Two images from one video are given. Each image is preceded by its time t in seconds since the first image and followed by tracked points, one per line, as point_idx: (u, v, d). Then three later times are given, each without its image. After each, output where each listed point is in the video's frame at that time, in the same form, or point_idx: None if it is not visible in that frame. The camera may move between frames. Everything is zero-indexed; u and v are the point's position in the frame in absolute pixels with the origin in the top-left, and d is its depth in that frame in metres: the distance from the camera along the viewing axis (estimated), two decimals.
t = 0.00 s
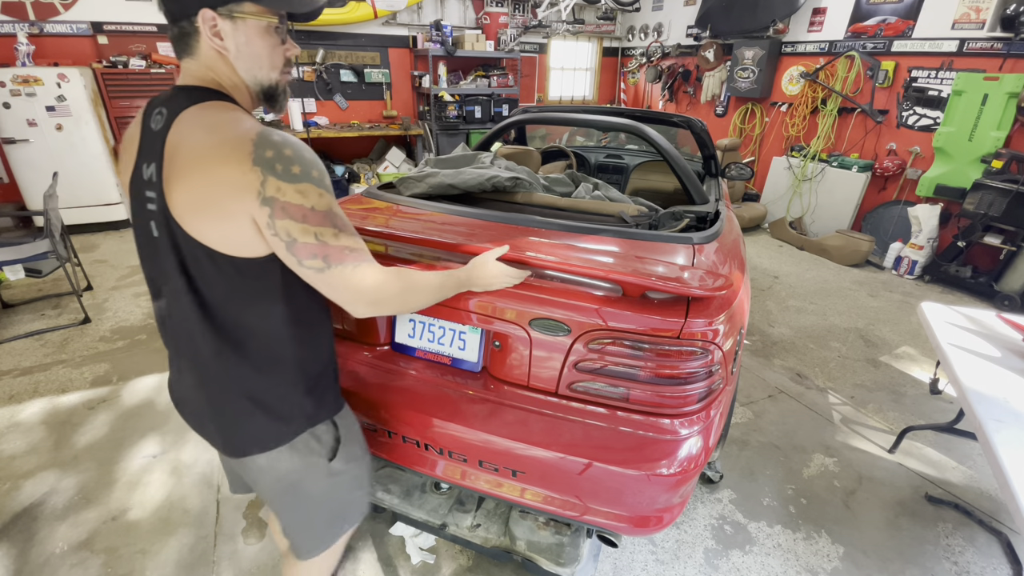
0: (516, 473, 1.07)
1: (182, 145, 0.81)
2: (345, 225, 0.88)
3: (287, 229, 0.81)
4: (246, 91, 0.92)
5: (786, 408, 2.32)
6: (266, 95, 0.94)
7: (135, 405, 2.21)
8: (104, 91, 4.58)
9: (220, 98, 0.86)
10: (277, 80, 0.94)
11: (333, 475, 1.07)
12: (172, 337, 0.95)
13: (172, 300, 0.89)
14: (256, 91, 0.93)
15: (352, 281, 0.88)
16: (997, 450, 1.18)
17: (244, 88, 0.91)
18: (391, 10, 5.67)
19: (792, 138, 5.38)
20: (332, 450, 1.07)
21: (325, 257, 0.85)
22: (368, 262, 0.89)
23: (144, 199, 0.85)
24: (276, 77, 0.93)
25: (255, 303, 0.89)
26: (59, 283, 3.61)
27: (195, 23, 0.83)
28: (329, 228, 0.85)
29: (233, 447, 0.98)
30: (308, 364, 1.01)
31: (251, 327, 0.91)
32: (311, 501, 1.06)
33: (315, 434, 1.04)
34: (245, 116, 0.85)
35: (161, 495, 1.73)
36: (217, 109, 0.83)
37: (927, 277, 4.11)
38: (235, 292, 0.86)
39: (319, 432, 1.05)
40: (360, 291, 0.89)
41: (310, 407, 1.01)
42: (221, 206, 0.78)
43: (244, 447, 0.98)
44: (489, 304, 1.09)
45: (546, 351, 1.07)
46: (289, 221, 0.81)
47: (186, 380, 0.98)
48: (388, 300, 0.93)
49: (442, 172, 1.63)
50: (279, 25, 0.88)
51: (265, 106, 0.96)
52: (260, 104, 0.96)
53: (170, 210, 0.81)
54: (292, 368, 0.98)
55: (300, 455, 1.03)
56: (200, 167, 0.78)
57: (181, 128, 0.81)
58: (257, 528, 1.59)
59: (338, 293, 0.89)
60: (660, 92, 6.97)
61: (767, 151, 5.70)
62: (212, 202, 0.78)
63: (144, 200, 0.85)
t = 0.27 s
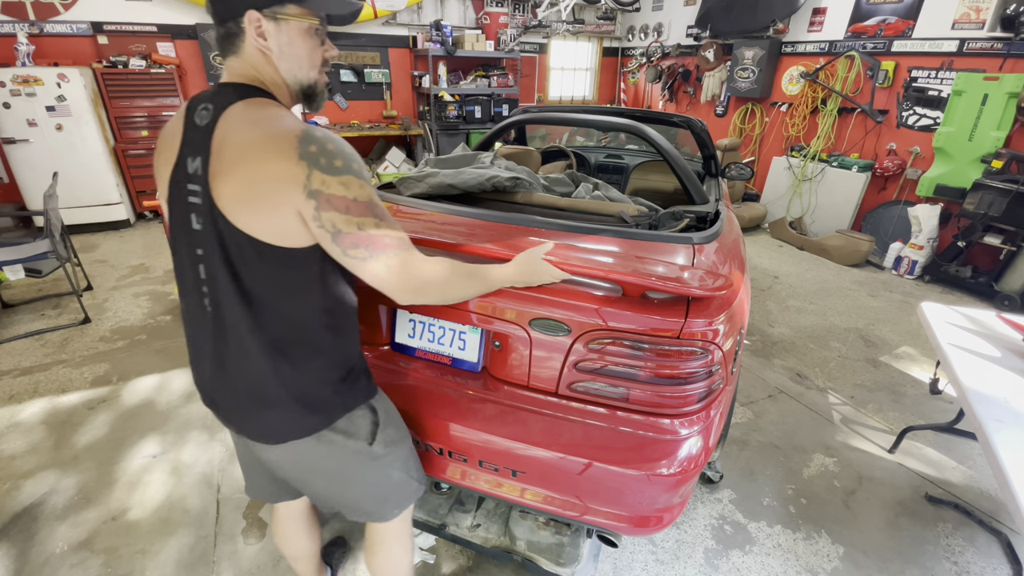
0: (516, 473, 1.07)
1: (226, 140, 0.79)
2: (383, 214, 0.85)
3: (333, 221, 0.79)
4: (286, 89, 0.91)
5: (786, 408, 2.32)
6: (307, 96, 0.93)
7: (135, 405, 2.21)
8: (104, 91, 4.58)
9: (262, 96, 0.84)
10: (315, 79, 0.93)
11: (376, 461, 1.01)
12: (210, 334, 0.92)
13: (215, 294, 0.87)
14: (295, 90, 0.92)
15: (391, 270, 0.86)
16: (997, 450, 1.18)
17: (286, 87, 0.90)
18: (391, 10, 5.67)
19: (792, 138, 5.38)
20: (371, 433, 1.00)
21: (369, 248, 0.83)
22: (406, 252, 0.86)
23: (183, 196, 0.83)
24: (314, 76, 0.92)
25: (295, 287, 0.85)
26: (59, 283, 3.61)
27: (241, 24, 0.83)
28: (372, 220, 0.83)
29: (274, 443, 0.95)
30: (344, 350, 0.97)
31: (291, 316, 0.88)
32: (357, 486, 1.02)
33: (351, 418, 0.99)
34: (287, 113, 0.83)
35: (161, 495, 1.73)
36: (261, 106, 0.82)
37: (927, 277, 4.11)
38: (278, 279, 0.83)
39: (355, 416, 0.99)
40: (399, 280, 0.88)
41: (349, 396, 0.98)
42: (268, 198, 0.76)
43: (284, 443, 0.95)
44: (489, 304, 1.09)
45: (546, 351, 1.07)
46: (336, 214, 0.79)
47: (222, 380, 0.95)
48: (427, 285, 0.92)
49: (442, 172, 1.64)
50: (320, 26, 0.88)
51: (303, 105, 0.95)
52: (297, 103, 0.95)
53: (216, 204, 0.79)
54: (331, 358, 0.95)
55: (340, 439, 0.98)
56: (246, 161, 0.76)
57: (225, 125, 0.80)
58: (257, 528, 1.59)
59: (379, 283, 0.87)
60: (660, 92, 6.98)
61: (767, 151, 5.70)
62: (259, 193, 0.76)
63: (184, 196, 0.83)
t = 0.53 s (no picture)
0: (516, 473, 1.07)
1: (297, 142, 0.77)
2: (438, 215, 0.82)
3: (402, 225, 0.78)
4: (341, 92, 0.88)
5: (786, 408, 2.32)
6: (360, 99, 0.90)
7: (135, 405, 2.21)
8: (104, 91, 4.58)
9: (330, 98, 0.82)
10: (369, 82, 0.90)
11: (429, 453, 1.02)
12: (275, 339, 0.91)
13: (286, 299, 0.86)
14: (350, 93, 0.89)
15: (452, 273, 0.84)
16: (997, 450, 1.18)
17: (340, 90, 0.87)
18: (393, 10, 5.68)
19: (792, 138, 5.38)
20: (428, 429, 1.01)
21: (433, 252, 0.81)
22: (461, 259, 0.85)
23: (250, 199, 0.82)
24: (366, 78, 0.90)
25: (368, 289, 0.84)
26: (58, 283, 3.61)
27: (300, 25, 0.80)
28: (436, 224, 0.81)
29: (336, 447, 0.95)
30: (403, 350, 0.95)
31: (360, 321, 0.86)
32: (411, 484, 1.01)
33: (413, 415, 0.98)
34: (354, 116, 0.82)
35: (161, 495, 1.73)
36: (331, 107, 0.80)
37: (927, 277, 4.11)
38: (351, 281, 0.82)
39: (417, 412, 0.99)
40: (453, 287, 0.85)
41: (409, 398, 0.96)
42: (342, 202, 0.75)
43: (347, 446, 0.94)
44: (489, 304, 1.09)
45: (546, 351, 1.07)
46: (405, 217, 0.78)
47: (284, 384, 0.94)
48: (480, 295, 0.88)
49: (442, 172, 1.64)
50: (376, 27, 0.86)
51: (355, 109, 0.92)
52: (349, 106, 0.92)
53: (289, 206, 0.78)
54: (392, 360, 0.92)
55: (402, 437, 0.97)
56: (321, 162, 0.75)
57: (295, 126, 0.78)
58: (258, 527, 1.59)
59: (436, 290, 0.85)
60: (660, 92, 6.98)
61: (767, 151, 5.70)
62: (333, 197, 0.75)
63: (252, 199, 0.82)
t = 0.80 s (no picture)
0: (516, 473, 1.07)
1: (323, 148, 0.78)
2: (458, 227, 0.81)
3: (421, 236, 0.78)
4: (368, 95, 0.89)
5: (786, 408, 2.32)
6: (386, 102, 0.92)
7: (135, 405, 2.21)
8: (104, 91, 4.58)
9: (359, 106, 0.82)
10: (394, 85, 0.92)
11: (448, 454, 1.03)
12: (295, 342, 0.92)
13: (307, 303, 0.87)
14: (376, 96, 0.90)
15: (469, 285, 0.83)
16: (997, 450, 1.18)
17: (367, 92, 0.89)
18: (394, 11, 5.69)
19: (792, 138, 5.38)
20: (447, 428, 1.02)
21: (451, 263, 0.80)
22: (478, 272, 0.84)
23: (275, 202, 0.83)
24: (393, 81, 0.91)
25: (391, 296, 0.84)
26: (58, 283, 3.61)
27: (330, 27, 0.81)
28: (456, 235, 0.81)
29: (351, 452, 0.95)
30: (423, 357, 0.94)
31: (378, 328, 0.86)
32: (433, 487, 1.01)
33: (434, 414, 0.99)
34: (381, 124, 0.82)
35: (161, 494, 1.73)
36: (358, 114, 0.80)
37: (927, 277, 4.11)
38: (374, 289, 0.82)
39: (437, 411, 1.00)
40: (469, 299, 0.84)
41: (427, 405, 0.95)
42: (363, 210, 0.76)
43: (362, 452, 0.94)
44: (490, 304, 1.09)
45: (546, 351, 1.07)
46: (425, 228, 0.78)
47: (303, 387, 0.95)
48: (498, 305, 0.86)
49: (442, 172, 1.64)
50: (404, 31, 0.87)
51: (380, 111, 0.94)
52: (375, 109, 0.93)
53: (311, 212, 0.79)
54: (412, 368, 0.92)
55: (424, 436, 0.97)
56: (345, 170, 0.75)
57: (322, 132, 0.78)
58: (258, 528, 1.59)
59: (452, 303, 0.85)
60: (660, 92, 6.98)
61: (767, 151, 5.70)
62: (355, 205, 0.76)
63: (277, 202, 0.83)
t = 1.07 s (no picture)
0: (516, 473, 1.07)
1: (328, 149, 0.78)
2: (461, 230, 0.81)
3: (423, 238, 0.78)
4: (374, 96, 0.89)
5: (786, 408, 2.32)
6: (391, 104, 0.92)
7: (135, 405, 2.21)
8: (104, 91, 4.58)
9: (365, 107, 0.82)
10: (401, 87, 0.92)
11: (446, 454, 1.03)
12: (295, 340, 0.92)
13: (307, 301, 0.87)
14: (383, 97, 0.90)
15: (469, 288, 0.83)
16: (997, 450, 1.18)
17: (373, 93, 0.88)
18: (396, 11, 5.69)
19: (792, 138, 5.38)
20: (445, 429, 1.02)
21: (451, 265, 0.81)
22: (479, 274, 0.84)
23: (278, 201, 0.83)
24: (400, 83, 0.91)
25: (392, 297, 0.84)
26: (58, 283, 3.61)
27: (338, 27, 0.81)
28: (457, 237, 0.81)
29: (350, 451, 0.95)
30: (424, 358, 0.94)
31: (377, 327, 0.86)
32: (429, 486, 1.01)
33: (433, 414, 0.99)
34: (386, 125, 0.82)
35: (161, 494, 1.73)
36: (364, 115, 0.80)
37: (927, 277, 4.11)
38: (374, 290, 0.82)
39: (435, 412, 1.00)
40: (470, 301, 0.84)
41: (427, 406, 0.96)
42: (366, 210, 0.76)
43: (360, 452, 0.94)
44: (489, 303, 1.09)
45: (546, 351, 1.07)
46: (427, 230, 0.78)
47: (304, 385, 0.95)
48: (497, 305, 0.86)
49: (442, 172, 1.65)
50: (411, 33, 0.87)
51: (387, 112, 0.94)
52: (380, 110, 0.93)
53: (314, 213, 0.79)
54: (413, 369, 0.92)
55: (421, 436, 0.97)
56: (348, 170, 0.75)
57: (326, 132, 0.78)
58: (258, 527, 1.59)
59: (452, 305, 0.84)
60: (660, 92, 6.98)
61: (767, 151, 5.70)
62: (357, 205, 0.76)
63: (280, 201, 0.83)
